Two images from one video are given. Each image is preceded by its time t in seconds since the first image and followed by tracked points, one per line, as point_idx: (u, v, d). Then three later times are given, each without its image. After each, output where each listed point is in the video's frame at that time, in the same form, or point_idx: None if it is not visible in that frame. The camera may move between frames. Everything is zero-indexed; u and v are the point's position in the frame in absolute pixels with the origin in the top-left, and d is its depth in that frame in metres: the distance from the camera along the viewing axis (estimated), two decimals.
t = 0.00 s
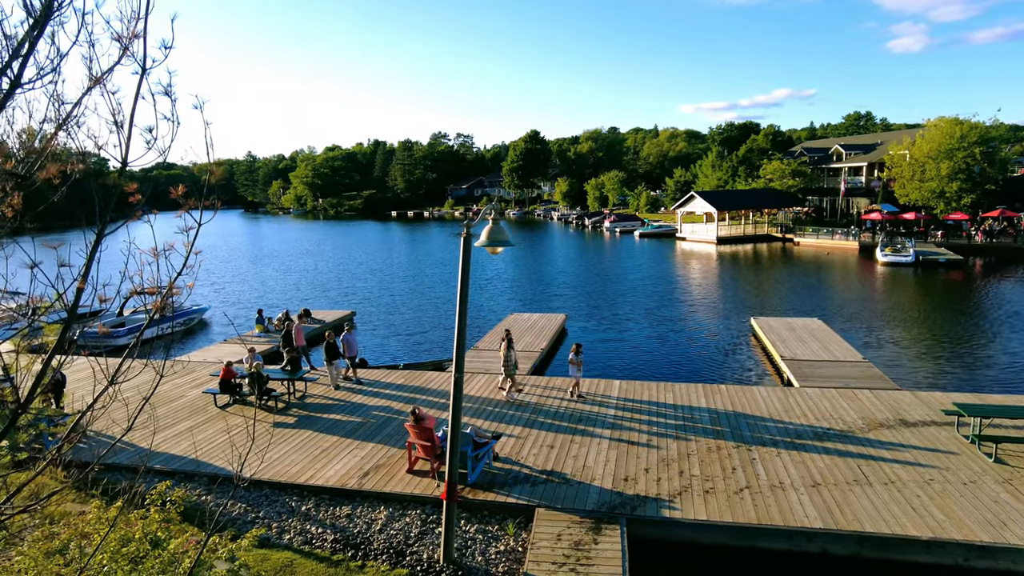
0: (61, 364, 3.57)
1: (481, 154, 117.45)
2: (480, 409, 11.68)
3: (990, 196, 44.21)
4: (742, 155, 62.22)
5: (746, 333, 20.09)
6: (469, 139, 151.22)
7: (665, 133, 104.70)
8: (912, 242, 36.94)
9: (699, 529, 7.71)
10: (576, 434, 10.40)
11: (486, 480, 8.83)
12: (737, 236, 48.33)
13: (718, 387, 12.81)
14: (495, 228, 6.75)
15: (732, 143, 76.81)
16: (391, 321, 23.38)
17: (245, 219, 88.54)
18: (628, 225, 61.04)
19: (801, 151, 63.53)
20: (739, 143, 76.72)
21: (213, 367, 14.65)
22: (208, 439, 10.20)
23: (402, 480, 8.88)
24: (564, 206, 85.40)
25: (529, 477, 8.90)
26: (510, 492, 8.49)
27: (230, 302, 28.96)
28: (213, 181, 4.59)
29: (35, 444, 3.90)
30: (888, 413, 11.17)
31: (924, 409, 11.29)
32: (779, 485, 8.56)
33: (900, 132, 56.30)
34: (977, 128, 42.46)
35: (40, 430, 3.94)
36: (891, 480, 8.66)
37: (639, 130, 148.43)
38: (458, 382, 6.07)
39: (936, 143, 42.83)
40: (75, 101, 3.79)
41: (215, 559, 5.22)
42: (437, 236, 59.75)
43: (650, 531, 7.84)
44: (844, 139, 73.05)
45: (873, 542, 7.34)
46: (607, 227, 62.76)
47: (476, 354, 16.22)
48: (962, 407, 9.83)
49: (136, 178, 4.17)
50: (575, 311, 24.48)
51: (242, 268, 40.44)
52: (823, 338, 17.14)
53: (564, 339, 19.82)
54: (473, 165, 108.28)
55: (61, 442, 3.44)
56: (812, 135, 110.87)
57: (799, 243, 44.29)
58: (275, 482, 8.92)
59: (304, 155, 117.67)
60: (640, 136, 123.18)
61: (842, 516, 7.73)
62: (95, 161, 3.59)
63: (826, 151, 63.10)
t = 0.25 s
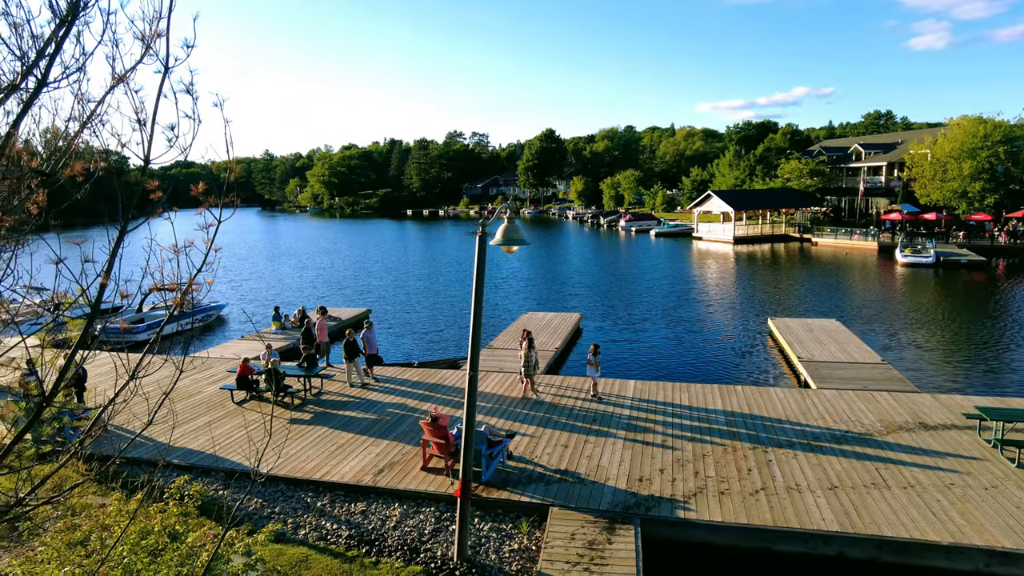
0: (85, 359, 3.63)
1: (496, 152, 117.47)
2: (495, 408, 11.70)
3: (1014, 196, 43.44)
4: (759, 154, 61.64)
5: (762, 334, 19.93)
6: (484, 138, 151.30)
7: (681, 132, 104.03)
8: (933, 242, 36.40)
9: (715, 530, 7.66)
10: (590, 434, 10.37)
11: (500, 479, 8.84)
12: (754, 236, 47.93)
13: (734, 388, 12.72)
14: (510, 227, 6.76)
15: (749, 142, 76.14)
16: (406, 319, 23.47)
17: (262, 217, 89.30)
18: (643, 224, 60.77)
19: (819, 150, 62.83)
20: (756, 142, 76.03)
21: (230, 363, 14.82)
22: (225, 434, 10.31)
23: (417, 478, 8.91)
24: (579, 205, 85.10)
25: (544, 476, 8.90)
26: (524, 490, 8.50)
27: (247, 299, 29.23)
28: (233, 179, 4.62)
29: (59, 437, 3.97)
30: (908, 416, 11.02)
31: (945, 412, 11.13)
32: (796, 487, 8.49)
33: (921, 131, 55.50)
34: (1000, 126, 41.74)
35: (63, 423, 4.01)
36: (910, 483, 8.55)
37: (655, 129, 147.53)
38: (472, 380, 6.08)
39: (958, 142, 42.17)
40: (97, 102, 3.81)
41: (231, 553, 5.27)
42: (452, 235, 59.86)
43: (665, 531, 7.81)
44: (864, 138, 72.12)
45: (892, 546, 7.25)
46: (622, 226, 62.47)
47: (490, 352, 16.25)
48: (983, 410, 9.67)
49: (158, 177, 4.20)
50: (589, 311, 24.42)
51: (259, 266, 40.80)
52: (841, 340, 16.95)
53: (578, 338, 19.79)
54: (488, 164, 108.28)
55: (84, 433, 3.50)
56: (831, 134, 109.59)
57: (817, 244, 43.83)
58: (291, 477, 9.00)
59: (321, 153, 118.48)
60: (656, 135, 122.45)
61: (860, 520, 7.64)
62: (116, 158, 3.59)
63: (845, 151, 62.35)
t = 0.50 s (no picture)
0: (109, 355, 3.67)
1: (514, 151, 117.45)
2: (511, 407, 11.71)
3: None
4: (779, 153, 60.96)
5: (781, 334, 19.73)
6: (501, 136, 151.39)
7: (700, 131, 103.20)
8: (957, 243, 35.77)
9: (732, 532, 7.60)
10: (606, 434, 10.34)
11: (515, 478, 8.85)
12: (773, 236, 47.45)
13: (753, 389, 12.60)
14: (527, 225, 6.76)
15: (769, 141, 75.39)
16: (423, 317, 23.56)
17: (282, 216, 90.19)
18: (661, 223, 60.45)
19: (841, 149, 61.97)
20: (776, 141, 75.25)
21: (250, 360, 15.00)
22: (245, 430, 10.43)
23: (433, 475, 8.95)
24: (597, 203, 84.72)
25: (560, 475, 8.89)
26: (540, 490, 8.49)
27: (267, 296, 29.52)
28: (255, 178, 4.64)
29: (85, 432, 4.04)
30: (930, 419, 10.84)
31: (968, 416, 10.93)
32: (815, 490, 8.38)
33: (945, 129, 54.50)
34: None
35: (88, 418, 4.08)
36: (932, 488, 8.41)
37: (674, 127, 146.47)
38: (489, 379, 6.07)
39: (983, 141, 41.37)
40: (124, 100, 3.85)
41: (250, 548, 5.33)
42: (469, 233, 59.99)
43: (682, 532, 7.78)
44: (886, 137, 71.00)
45: (913, 551, 7.13)
46: (640, 225, 62.13)
47: (507, 351, 16.25)
48: (1008, 415, 9.49)
49: (182, 176, 4.23)
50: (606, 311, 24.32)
51: (278, 263, 41.16)
52: (862, 341, 16.73)
53: (595, 338, 19.74)
54: (505, 163, 108.36)
55: (108, 429, 3.56)
56: (853, 132, 108.10)
57: (838, 244, 43.28)
58: (308, 474, 9.08)
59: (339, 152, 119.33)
60: (675, 133, 121.60)
61: (880, 524, 7.53)
62: (139, 157, 3.61)
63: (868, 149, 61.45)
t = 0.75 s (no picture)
0: (137, 351, 3.73)
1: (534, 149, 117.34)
2: (530, 405, 11.70)
3: None
4: (802, 151, 60.14)
5: (804, 335, 19.49)
6: (521, 135, 151.37)
7: (722, 128, 102.22)
8: (986, 242, 35.03)
9: (753, 533, 7.52)
10: (626, 433, 10.29)
11: (535, 476, 8.84)
12: (796, 234, 46.84)
13: (775, 389, 12.45)
14: (547, 224, 6.74)
15: (792, 139, 74.43)
16: (443, 315, 23.66)
17: (304, 214, 91.09)
18: (682, 222, 60.01)
19: (866, 146, 60.97)
20: (799, 138, 74.28)
21: (272, 356, 15.17)
22: (268, 425, 10.55)
23: (452, 472, 8.98)
24: (617, 201, 84.26)
25: (579, 474, 8.87)
26: (559, 488, 8.47)
27: (289, 294, 29.84)
28: (278, 176, 4.66)
29: (115, 427, 4.13)
30: (959, 422, 10.62)
31: (998, 419, 10.69)
32: (839, 492, 8.26)
33: (975, 126, 53.34)
34: None
35: (117, 413, 4.15)
36: (961, 493, 8.24)
37: (695, 125, 145.27)
38: (508, 377, 6.07)
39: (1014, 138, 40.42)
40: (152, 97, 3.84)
41: (273, 543, 5.39)
42: (488, 232, 60.09)
43: (702, 533, 7.71)
44: (913, 134, 69.72)
45: (940, 557, 6.99)
46: (660, 224, 61.69)
47: (526, 350, 16.26)
48: None
49: (207, 174, 4.24)
50: (626, 310, 24.21)
51: (299, 261, 41.58)
52: (887, 342, 16.45)
53: (615, 337, 19.66)
54: (525, 161, 108.27)
55: (136, 423, 3.62)
56: (879, 130, 106.27)
57: (863, 243, 42.61)
58: (329, 469, 9.16)
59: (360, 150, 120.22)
60: (696, 131, 120.58)
61: (906, 529, 7.39)
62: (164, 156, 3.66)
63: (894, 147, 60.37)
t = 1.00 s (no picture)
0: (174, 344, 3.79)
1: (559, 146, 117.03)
2: (555, 403, 11.69)
3: None
4: (833, 148, 59.05)
5: (834, 335, 19.14)
6: (546, 132, 151.04)
7: (750, 125, 100.84)
8: None
9: (782, 536, 7.42)
10: (652, 434, 10.21)
11: (560, 475, 8.83)
12: (826, 233, 46.03)
13: (805, 391, 12.25)
14: (575, 222, 6.72)
15: (823, 136, 73.15)
16: (468, 312, 23.74)
17: (331, 211, 92.13)
18: (709, 220, 59.37)
19: (900, 143, 59.64)
20: (830, 135, 72.95)
21: (300, 351, 15.39)
22: (298, 420, 10.72)
23: (478, 469, 9.01)
24: (643, 199, 83.61)
25: (605, 474, 8.84)
26: (585, 488, 8.45)
27: (317, 290, 30.22)
28: (312, 173, 4.72)
29: (153, 420, 4.21)
30: (996, 427, 10.33)
31: None
32: (871, 497, 8.10)
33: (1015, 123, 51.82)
34: None
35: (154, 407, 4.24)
36: (998, 500, 8.01)
37: (723, 122, 143.56)
38: (535, 376, 6.07)
39: None
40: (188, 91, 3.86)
41: (302, 537, 5.49)
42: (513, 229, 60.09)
43: (730, 535, 7.63)
44: (949, 131, 67.99)
45: (977, 565, 6.81)
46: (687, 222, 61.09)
47: (551, 348, 16.24)
48: None
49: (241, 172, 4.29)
50: (652, 309, 24.04)
51: (327, 258, 42.07)
52: (921, 344, 16.09)
53: (641, 336, 19.54)
54: (551, 159, 108.07)
55: (172, 418, 3.68)
56: (913, 127, 103.88)
57: (896, 242, 41.71)
58: (356, 464, 9.26)
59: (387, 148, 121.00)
60: (724, 128, 119.13)
61: (941, 535, 7.21)
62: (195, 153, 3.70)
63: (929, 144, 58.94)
